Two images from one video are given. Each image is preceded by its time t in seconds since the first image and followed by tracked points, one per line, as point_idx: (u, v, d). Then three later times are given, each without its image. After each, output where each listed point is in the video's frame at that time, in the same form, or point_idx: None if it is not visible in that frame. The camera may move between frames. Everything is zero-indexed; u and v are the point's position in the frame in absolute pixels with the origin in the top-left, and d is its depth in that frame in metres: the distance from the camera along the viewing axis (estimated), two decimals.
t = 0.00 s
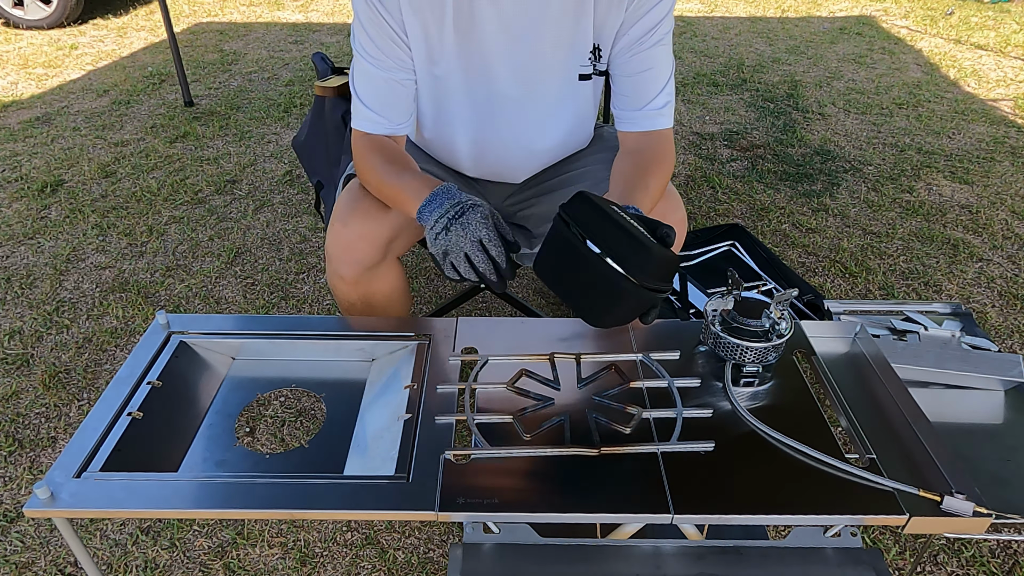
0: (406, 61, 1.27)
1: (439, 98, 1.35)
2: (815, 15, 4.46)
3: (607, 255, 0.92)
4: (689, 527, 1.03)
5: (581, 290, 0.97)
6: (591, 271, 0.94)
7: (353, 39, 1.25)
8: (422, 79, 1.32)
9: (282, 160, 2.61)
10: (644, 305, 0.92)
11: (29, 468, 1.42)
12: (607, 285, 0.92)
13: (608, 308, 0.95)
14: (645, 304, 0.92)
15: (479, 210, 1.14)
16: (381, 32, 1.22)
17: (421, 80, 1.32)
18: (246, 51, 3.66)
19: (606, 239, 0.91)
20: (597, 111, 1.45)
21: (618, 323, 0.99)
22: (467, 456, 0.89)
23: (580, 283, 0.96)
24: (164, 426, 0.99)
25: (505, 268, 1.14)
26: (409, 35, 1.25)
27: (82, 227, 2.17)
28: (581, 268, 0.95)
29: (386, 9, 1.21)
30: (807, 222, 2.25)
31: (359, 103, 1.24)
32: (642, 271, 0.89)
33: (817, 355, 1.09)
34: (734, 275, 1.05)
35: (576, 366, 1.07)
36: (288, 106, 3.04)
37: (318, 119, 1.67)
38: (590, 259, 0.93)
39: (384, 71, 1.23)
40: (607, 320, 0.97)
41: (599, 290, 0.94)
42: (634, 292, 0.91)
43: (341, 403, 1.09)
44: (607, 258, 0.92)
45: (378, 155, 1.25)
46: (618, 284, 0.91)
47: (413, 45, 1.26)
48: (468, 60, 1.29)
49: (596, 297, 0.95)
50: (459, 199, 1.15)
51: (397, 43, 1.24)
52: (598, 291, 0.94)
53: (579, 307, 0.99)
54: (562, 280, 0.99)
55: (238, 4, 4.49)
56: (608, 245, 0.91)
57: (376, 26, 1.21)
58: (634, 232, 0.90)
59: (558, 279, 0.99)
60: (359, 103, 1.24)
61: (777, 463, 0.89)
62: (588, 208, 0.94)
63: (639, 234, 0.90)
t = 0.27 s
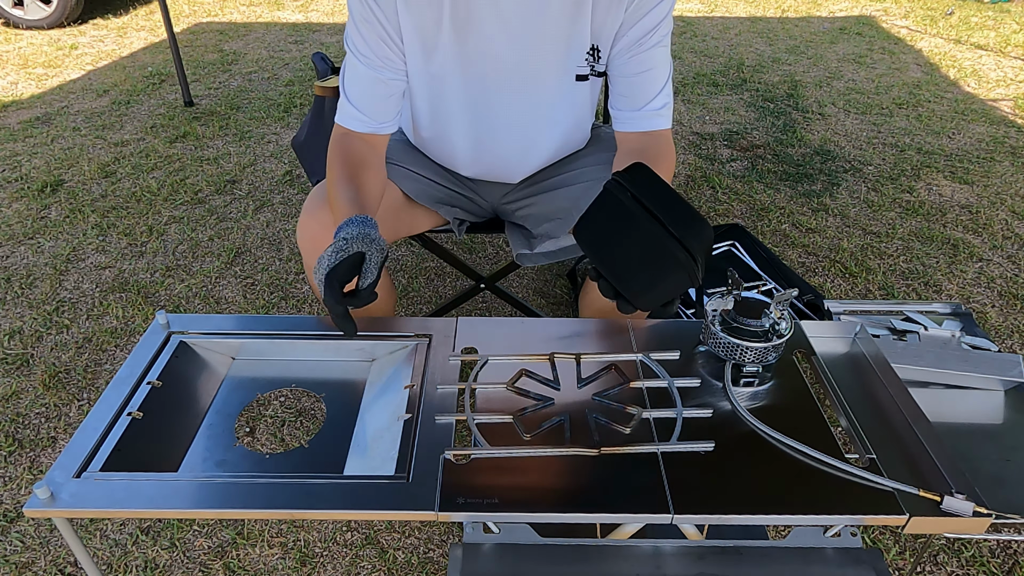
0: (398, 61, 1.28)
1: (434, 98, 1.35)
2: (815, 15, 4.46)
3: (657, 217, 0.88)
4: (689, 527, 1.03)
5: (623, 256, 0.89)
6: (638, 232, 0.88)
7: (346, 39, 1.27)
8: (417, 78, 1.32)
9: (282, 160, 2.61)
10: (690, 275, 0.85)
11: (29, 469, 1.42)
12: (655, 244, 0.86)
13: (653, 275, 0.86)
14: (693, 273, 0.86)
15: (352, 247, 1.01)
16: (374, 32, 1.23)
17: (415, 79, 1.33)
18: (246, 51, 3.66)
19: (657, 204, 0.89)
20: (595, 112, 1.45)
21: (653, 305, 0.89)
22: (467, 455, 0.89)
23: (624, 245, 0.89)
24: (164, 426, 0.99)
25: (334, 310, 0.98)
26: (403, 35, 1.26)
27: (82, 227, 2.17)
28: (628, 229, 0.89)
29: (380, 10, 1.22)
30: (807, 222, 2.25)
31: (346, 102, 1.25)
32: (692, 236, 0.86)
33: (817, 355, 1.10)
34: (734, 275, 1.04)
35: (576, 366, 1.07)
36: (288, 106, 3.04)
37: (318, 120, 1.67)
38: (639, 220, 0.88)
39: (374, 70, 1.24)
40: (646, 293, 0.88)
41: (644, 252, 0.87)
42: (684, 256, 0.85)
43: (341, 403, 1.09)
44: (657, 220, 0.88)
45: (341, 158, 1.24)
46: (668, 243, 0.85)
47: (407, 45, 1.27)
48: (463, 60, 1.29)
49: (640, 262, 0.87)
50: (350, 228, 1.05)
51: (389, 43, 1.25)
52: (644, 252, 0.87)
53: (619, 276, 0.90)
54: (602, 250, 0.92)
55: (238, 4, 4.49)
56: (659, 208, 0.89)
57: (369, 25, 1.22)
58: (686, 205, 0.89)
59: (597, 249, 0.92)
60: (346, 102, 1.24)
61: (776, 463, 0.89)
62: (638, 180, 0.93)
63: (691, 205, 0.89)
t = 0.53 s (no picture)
0: (392, 61, 1.28)
1: (430, 98, 1.35)
2: (815, 16, 4.46)
3: (674, 210, 0.86)
4: (689, 527, 1.03)
5: (637, 247, 0.88)
6: (654, 224, 0.87)
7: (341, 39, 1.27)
8: (412, 78, 1.32)
9: (282, 160, 2.61)
10: (704, 270, 0.85)
11: (29, 469, 1.42)
12: (671, 238, 0.85)
13: (667, 268, 0.86)
14: (704, 269, 0.85)
15: (395, 291, 1.05)
16: (369, 32, 1.23)
17: (411, 79, 1.33)
18: (247, 51, 3.66)
19: (674, 196, 0.88)
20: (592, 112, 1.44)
21: (664, 296, 0.90)
22: (467, 455, 0.89)
23: (639, 233, 0.88)
24: (164, 427, 0.99)
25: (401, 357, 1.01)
26: (398, 34, 1.26)
27: (82, 227, 2.17)
28: (644, 219, 0.87)
29: (376, 9, 1.22)
30: (807, 222, 2.25)
31: (337, 100, 1.24)
32: (708, 231, 0.85)
33: (817, 355, 1.10)
34: (734, 275, 1.04)
35: (575, 366, 1.07)
36: (288, 106, 3.04)
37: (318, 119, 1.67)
38: (655, 212, 0.87)
39: (367, 70, 1.24)
40: (659, 285, 0.88)
41: (658, 245, 0.86)
42: (699, 252, 0.84)
43: (341, 403, 1.09)
44: (674, 213, 0.86)
45: (332, 162, 1.23)
46: (683, 237, 0.84)
47: (402, 45, 1.27)
48: (459, 60, 1.30)
49: (655, 254, 0.86)
50: (380, 269, 1.07)
51: (384, 43, 1.26)
52: (659, 245, 0.86)
53: (633, 267, 0.89)
54: (616, 240, 0.91)
55: (238, 4, 4.49)
56: (676, 201, 0.87)
57: (364, 25, 1.22)
58: (702, 198, 0.88)
59: (611, 238, 0.91)
60: (337, 99, 1.24)
61: (776, 464, 0.89)
62: (654, 169, 0.91)
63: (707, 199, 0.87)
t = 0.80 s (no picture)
0: (392, 61, 1.28)
1: (429, 99, 1.35)
2: (815, 15, 4.46)
3: (681, 204, 0.87)
4: (689, 527, 1.03)
5: (642, 239, 0.88)
6: (661, 217, 0.87)
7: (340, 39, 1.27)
8: (412, 79, 1.32)
9: (282, 160, 2.61)
10: (708, 264, 0.86)
11: (29, 469, 1.42)
12: (679, 231, 0.85)
13: (672, 262, 0.86)
14: (708, 264, 0.86)
15: (399, 291, 1.05)
16: (368, 33, 1.23)
17: (410, 79, 1.33)
18: (247, 51, 3.66)
19: (681, 191, 0.89)
20: (592, 112, 1.45)
21: (665, 291, 0.89)
22: (467, 455, 0.89)
23: (644, 226, 0.88)
24: (164, 427, 0.99)
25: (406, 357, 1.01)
26: (398, 35, 1.26)
27: (82, 227, 2.17)
28: (651, 211, 0.87)
29: (376, 10, 1.22)
30: (807, 222, 2.25)
31: (336, 101, 1.24)
32: (714, 225, 0.86)
33: (817, 355, 1.09)
34: (734, 275, 1.04)
35: (575, 365, 1.07)
36: (288, 106, 3.04)
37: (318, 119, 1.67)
38: (663, 205, 0.87)
39: (367, 70, 1.24)
40: (662, 278, 0.87)
41: (664, 238, 0.86)
42: (705, 245, 0.85)
43: (341, 403, 1.09)
44: (681, 207, 0.87)
45: (333, 163, 1.23)
46: (690, 230, 0.85)
47: (402, 45, 1.27)
48: (458, 60, 1.30)
49: (660, 246, 0.86)
50: (384, 270, 1.08)
51: (384, 44, 1.26)
52: (665, 238, 0.86)
53: (635, 259, 0.88)
54: (619, 232, 0.90)
55: (238, 4, 4.49)
56: (683, 195, 0.88)
57: (364, 26, 1.22)
58: (706, 195, 0.90)
59: (614, 231, 0.91)
60: (337, 99, 1.24)
61: (777, 464, 0.89)
62: (659, 165, 0.92)
63: (712, 196, 0.89)
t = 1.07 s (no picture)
0: (392, 61, 1.28)
1: (430, 99, 1.35)
2: (815, 15, 4.46)
3: (680, 202, 0.88)
4: (689, 527, 1.03)
5: (641, 238, 0.88)
6: (660, 216, 0.87)
7: (341, 40, 1.27)
8: (412, 79, 1.32)
9: (282, 160, 2.61)
10: (707, 264, 0.86)
11: (29, 469, 1.42)
12: (678, 230, 0.85)
13: (672, 260, 0.86)
14: (707, 262, 0.86)
15: (399, 292, 1.05)
16: (368, 34, 1.23)
17: (410, 79, 1.33)
18: (247, 51, 3.66)
19: (681, 189, 0.89)
20: (592, 112, 1.45)
21: (664, 290, 0.89)
22: (467, 455, 0.89)
23: (644, 223, 0.88)
24: (164, 427, 0.99)
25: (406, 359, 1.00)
26: (398, 35, 1.26)
27: (82, 227, 2.17)
28: (651, 209, 0.87)
29: (376, 11, 1.22)
30: (807, 222, 2.25)
31: (336, 100, 1.24)
32: (713, 224, 0.86)
33: (817, 355, 1.09)
34: (735, 275, 1.04)
35: (575, 365, 1.07)
36: (288, 106, 3.04)
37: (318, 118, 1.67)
38: (663, 204, 0.87)
39: (367, 70, 1.24)
40: (660, 277, 0.87)
41: (664, 237, 0.86)
42: (705, 244, 0.85)
43: (341, 403, 1.09)
44: (681, 206, 0.87)
45: (334, 163, 1.23)
46: (689, 229, 0.85)
47: (402, 46, 1.27)
48: (458, 60, 1.30)
49: (660, 245, 0.86)
50: (384, 270, 1.08)
51: (384, 44, 1.26)
52: (665, 236, 0.86)
53: (635, 257, 0.88)
54: (619, 231, 0.90)
55: (238, 4, 4.49)
56: (682, 194, 0.88)
57: (363, 26, 1.22)
58: (706, 194, 0.90)
59: (614, 229, 0.91)
60: (337, 99, 1.24)
61: (777, 464, 0.89)
62: (659, 163, 0.92)
63: (712, 195, 0.89)
